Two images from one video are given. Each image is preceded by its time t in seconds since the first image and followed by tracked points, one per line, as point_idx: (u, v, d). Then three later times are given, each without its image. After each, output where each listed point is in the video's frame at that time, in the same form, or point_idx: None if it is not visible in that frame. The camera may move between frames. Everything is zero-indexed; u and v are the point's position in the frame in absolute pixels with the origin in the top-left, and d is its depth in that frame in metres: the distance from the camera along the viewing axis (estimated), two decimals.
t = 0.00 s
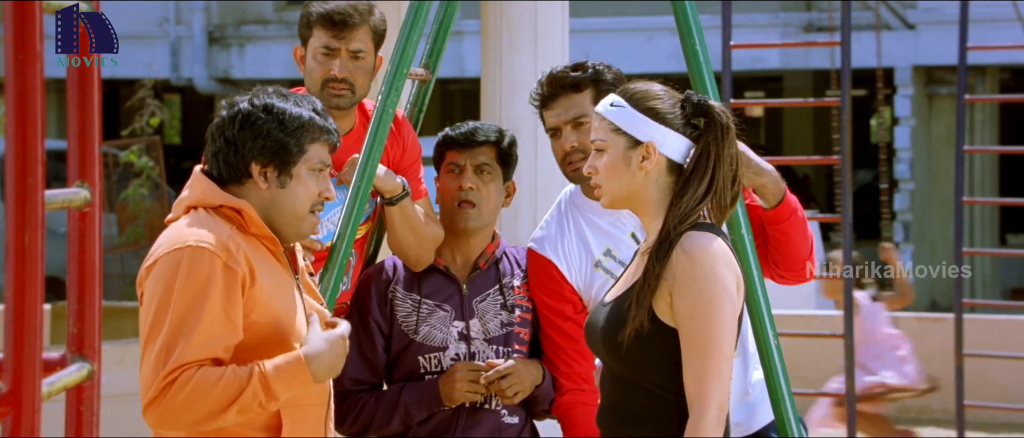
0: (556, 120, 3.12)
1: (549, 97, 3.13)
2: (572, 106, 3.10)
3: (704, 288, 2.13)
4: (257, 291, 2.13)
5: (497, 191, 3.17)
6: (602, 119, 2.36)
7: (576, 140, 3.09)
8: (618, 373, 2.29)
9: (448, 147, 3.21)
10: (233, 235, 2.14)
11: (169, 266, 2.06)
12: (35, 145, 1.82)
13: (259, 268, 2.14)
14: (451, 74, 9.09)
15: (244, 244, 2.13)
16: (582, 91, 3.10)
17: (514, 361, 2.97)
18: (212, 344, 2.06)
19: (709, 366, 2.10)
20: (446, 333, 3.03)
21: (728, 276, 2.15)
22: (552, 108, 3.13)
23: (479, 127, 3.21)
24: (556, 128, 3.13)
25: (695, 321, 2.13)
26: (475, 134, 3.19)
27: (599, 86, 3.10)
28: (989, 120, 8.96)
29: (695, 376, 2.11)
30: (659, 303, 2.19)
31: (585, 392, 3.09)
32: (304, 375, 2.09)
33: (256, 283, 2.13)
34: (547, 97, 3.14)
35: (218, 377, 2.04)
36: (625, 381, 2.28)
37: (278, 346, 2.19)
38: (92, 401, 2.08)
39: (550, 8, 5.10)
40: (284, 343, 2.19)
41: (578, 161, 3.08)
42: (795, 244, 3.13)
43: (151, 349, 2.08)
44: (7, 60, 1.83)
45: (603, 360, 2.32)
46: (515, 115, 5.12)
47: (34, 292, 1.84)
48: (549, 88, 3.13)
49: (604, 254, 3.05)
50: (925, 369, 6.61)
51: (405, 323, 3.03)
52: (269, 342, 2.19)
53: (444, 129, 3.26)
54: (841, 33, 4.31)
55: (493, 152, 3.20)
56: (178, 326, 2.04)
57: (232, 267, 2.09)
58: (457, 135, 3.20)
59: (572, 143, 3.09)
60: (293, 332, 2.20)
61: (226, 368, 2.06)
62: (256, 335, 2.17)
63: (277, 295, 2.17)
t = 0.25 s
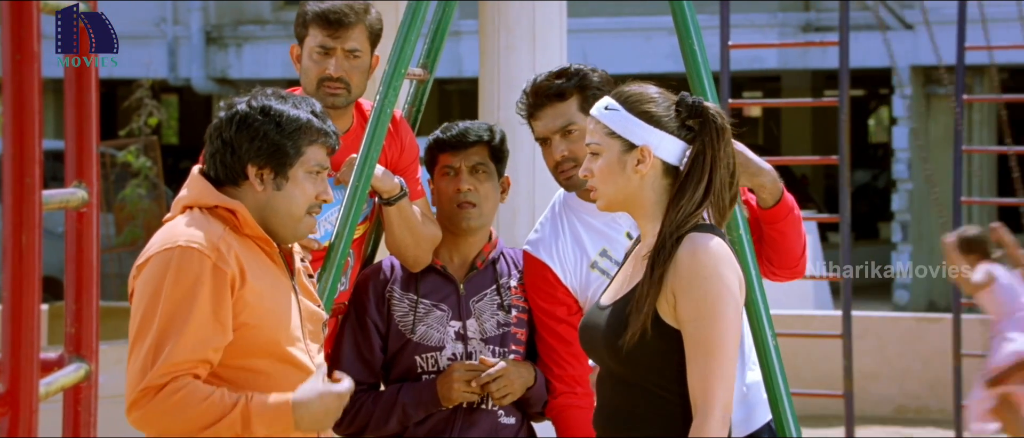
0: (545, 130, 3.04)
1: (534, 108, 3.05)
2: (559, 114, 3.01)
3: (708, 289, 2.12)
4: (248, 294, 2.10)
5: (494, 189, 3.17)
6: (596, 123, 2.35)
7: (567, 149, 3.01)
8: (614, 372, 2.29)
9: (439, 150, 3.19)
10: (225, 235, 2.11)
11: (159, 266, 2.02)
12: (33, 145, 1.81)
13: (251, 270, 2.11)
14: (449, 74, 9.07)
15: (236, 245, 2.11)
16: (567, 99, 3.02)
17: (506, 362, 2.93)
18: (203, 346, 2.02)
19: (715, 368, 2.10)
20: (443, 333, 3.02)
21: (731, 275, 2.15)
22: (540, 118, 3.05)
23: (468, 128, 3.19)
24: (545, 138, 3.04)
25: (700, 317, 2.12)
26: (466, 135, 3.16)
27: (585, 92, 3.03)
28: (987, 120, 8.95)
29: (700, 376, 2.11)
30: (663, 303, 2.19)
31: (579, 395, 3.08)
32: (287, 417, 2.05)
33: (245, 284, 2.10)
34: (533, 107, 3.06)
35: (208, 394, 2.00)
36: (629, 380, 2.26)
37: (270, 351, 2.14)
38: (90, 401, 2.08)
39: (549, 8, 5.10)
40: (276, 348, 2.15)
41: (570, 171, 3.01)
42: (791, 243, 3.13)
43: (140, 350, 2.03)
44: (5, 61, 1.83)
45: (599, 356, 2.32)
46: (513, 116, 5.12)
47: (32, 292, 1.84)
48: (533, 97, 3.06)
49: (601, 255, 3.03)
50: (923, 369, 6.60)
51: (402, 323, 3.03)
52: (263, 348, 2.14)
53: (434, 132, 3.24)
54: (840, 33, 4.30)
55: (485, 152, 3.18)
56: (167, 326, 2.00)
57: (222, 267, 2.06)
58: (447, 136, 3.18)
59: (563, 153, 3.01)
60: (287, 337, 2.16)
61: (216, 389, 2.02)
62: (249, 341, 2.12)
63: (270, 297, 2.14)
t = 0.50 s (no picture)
0: (539, 139, 3.01)
1: (527, 118, 3.01)
2: (553, 124, 2.98)
3: (711, 292, 2.12)
4: (235, 295, 2.10)
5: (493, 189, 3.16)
6: (585, 127, 2.32)
7: (562, 158, 2.99)
8: (609, 374, 2.27)
9: (439, 153, 3.18)
10: (214, 235, 2.11)
11: (146, 265, 2.03)
12: (30, 145, 1.81)
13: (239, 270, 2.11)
14: (447, 73, 9.05)
15: (224, 244, 2.11)
16: (560, 108, 2.98)
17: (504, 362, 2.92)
18: (187, 345, 2.03)
19: (718, 369, 2.10)
20: (442, 332, 3.02)
21: (732, 277, 2.15)
22: (533, 126, 3.01)
23: (466, 131, 3.17)
24: (540, 147, 3.01)
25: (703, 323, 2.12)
26: (465, 137, 3.15)
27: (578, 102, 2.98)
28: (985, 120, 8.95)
29: (704, 379, 2.11)
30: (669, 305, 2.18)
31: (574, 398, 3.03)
32: None
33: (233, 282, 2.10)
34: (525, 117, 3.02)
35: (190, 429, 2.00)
36: (632, 380, 2.24)
37: (258, 352, 2.13)
38: (87, 401, 2.07)
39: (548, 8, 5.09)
40: (264, 349, 2.14)
41: (565, 179, 3.00)
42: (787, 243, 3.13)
43: (127, 348, 2.03)
44: (3, 61, 1.82)
45: (593, 355, 2.29)
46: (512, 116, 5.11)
47: (29, 292, 1.83)
48: (525, 106, 3.01)
49: (596, 257, 3.01)
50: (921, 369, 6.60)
51: (400, 322, 3.01)
52: (251, 348, 2.13)
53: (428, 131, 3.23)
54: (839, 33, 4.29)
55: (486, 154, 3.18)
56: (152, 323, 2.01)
57: (209, 267, 2.06)
58: (446, 139, 3.16)
59: (558, 162, 2.99)
60: (278, 338, 2.15)
61: None
62: (237, 341, 2.12)
63: (259, 299, 2.13)
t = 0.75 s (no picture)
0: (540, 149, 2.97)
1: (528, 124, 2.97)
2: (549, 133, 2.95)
3: (706, 295, 2.16)
4: (227, 295, 2.14)
5: (493, 191, 3.17)
6: (563, 133, 2.35)
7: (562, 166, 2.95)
8: (600, 377, 2.28)
9: (439, 154, 3.18)
10: (205, 235, 2.16)
11: (138, 267, 2.08)
12: (30, 145, 1.81)
13: (230, 270, 2.15)
14: (447, 73, 9.04)
15: (216, 244, 2.16)
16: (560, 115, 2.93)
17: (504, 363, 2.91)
18: (179, 344, 2.07)
19: (715, 369, 2.14)
20: (442, 333, 3.01)
21: (721, 277, 2.20)
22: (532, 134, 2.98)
23: (467, 131, 3.16)
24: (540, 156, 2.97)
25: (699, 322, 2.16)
26: (466, 139, 3.14)
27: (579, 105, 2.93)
28: (987, 120, 8.95)
29: (699, 379, 2.15)
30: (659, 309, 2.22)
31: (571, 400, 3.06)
32: None
33: (225, 281, 2.14)
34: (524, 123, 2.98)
35: None
36: (625, 382, 2.25)
37: (251, 351, 2.18)
38: (87, 401, 2.07)
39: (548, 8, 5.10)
40: (257, 348, 2.18)
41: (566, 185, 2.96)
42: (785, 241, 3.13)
43: (122, 348, 2.07)
44: (3, 60, 1.82)
45: (578, 358, 2.29)
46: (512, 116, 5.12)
47: (30, 293, 1.84)
48: (523, 112, 2.98)
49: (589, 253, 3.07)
50: (922, 369, 6.61)
51: (401, 323, 3.01)
52: (244, 348, 2.17)
53: (431, 127, 3.22)
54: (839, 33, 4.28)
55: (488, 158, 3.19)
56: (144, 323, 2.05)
57: (200, 266, 2.10)
58: (446, 140, 3.16)
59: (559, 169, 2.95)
60: (271, 337, 2.19)
61: None
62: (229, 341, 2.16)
63: (251, 298, 2.17)
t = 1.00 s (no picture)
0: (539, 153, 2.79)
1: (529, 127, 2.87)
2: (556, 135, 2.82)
3: (663, 301, 2.03)
4: (227, 295, 2.14)
5: (495, 191, 3.13)
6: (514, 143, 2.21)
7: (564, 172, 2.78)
8: (562, 387, 2.12)
9: (441, 155, 3.13)
10: (203, 235, 2.16)
11: (137, 266, 2.07)
12: (32, 145, 1.80)
13: (228, 271, 2.15)
14: (449, 73, 9.03)
15: (213, 244, 2.15)
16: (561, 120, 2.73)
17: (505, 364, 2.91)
18: (176, 344, 2.06)
19: (678, 377, 2.01)
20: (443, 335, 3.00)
21: (677, 283, 2.06)
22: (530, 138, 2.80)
23: (471, 132, 3.12)
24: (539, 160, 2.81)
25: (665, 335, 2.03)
26: (469, 140, 3.10)
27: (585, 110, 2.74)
28: (990, 120, 8.93)
29: (664, 385, 2.02)
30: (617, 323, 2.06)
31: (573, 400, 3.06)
32: None
33: (223, 282, 2.14)
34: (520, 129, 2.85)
35: None
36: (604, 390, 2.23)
37: (249, 352, 2.16)
38: (89, 402, 2.05)
39: (550, 8, 5.08)
40: (256, 348, 2.17)
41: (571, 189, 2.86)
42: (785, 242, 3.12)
43: (118, 348, 2.07)
44: (5, 60, 1.81)
45: (537, 366, 2.13)
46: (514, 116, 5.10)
47: (31, 293, 1.83)
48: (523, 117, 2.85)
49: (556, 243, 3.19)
50: (925, 369, 6.60)
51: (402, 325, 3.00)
52: (242, 348, 2.16)
53: (435, 126, 3.18)
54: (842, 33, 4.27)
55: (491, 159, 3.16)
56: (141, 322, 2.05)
57: (198, 267, 2.10)
58: (449, 141, 3.12)
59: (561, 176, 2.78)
60: (269, 337, 2.18)
61: None
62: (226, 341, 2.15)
63: (250, 299, 2.17)
